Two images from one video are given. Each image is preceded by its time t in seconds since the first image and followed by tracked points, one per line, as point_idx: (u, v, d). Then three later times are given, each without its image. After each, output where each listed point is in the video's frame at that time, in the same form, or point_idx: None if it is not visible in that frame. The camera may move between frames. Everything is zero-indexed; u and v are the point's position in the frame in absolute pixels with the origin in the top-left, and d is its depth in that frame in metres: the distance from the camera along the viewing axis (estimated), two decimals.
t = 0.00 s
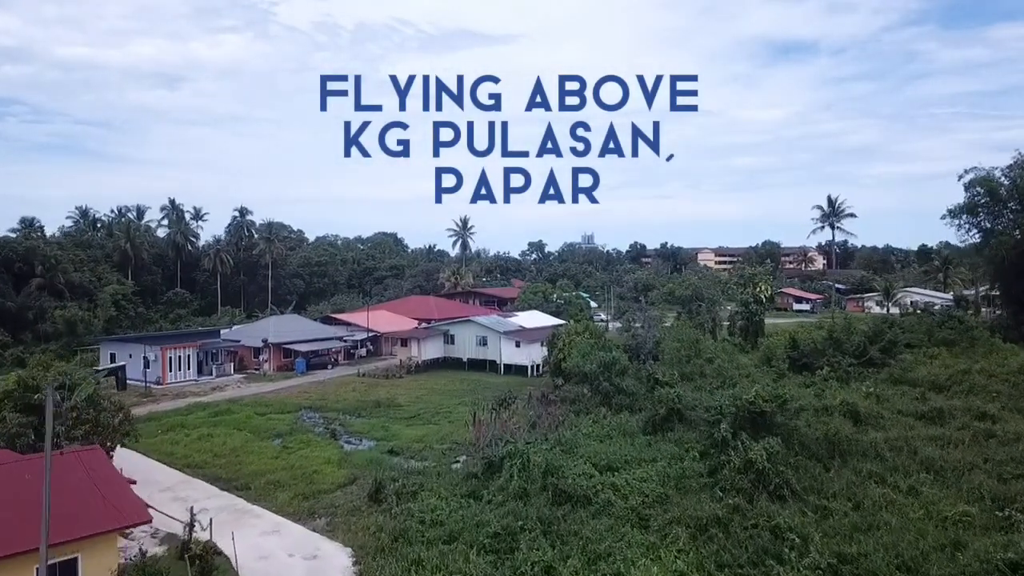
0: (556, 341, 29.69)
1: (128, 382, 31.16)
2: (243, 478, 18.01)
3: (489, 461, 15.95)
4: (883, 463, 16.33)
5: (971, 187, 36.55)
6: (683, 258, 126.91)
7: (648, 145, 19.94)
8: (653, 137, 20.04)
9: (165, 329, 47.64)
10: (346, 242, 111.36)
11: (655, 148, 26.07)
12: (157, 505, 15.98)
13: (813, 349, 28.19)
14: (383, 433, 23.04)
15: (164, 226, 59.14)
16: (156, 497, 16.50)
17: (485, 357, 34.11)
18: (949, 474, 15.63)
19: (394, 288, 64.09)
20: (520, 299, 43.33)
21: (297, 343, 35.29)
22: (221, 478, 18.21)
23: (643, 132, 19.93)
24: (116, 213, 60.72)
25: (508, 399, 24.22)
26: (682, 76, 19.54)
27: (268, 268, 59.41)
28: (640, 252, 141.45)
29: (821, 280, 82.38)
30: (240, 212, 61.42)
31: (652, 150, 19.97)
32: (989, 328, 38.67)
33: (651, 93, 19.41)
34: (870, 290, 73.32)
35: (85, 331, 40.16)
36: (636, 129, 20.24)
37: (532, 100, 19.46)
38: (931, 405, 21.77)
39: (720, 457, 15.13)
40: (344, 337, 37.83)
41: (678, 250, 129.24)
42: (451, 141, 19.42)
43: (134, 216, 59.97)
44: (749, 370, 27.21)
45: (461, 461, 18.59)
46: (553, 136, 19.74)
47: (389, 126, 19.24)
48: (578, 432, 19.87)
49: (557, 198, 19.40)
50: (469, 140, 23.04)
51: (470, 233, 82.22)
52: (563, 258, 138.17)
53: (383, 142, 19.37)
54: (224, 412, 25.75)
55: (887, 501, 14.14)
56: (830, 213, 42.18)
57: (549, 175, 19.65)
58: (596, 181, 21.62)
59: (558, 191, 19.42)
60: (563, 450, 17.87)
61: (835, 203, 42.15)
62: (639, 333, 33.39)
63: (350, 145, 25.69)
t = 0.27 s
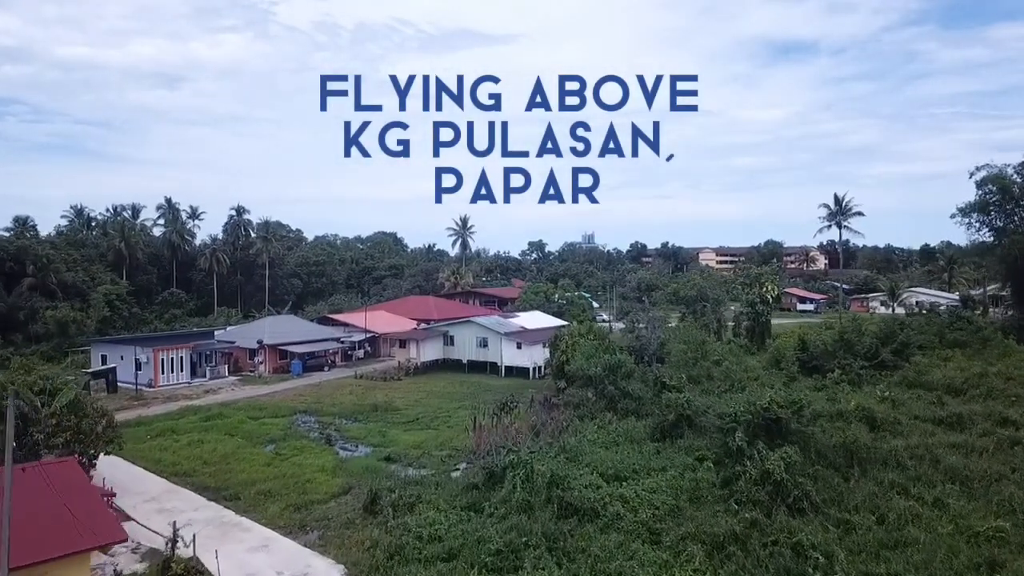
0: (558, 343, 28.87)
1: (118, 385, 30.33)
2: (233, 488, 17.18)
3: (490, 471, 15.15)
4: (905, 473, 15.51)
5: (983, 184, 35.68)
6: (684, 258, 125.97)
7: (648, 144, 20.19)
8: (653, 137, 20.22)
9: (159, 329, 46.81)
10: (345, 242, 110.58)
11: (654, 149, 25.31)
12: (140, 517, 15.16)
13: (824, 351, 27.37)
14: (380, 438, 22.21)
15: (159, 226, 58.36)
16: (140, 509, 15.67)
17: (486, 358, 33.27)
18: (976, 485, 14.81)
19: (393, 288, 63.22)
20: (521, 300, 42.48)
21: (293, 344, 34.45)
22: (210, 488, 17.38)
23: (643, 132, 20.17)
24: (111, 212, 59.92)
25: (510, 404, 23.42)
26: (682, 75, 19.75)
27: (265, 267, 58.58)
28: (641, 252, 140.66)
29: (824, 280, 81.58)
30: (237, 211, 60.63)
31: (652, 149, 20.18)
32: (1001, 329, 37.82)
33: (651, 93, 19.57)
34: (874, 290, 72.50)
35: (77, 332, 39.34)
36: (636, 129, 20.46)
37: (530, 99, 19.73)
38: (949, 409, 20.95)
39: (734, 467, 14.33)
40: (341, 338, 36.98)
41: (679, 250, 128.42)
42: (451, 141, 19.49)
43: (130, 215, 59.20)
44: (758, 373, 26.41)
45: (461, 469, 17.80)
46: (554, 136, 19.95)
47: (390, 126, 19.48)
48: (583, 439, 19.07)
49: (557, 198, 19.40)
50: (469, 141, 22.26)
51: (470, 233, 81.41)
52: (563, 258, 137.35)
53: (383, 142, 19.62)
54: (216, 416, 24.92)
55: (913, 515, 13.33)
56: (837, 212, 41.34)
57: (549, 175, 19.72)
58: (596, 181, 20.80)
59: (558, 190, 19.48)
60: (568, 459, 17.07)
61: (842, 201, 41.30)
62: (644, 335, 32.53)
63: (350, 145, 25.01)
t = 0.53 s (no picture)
0: (561, 345, 28.05)
1: (108, 388, 29.51)
2: (221, 498, 16.35)
3: (492, 482, 14.34)
4: (930, 483, 14.69)
5: (996, 182, 34.81)
6: (685, 258, 125.10)
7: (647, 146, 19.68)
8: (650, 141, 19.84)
9: (153, 330, 45.98)
10: (344, 241, 109.80)
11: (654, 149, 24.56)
12: (121, 530, 14.34)
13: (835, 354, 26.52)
14: (377, 444, 21.38)
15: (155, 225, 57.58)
16: (122, 521, 14.85)
17: (486, 360, 32.43)
18: (1006, 497, 13.99)
19: (392, 288, 62.35)
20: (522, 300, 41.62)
21: (289, 345, 33.63)
22: (197, 498, 16.55)
23: (642, 133, 19.54)
24: (106, 211, 59.12)
25: (511, 408, 22.61)
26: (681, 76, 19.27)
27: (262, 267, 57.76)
28: (641, 252, 139.91)
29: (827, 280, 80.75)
30: (234, 209, 59.82)
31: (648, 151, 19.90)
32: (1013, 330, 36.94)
33: (651, 93, 18.90)
34: (878, 290, 71.66)
35: (69, 333, 38.53)
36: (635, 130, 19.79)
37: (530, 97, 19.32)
38: (969, 414, 20.12)
39: (751, 479, 13.51)
40: (338, 339, 36.14)
41: (680, 250, 127.63)
42: (451, 141, 18.66)
43: (125, 214, 58.41)
44: (767, 376, 25.59)
45: (461, 479, 16.98)
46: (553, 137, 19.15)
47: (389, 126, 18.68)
48: (588, 446, 18.26)
49: (557, 198, 18.55)
50: (469, 140, 21.43)
51: (470, 233, 80.60)
52: (563, 258, 136.56)
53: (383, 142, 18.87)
54: (207, 421, 24.07)
55: (943, 530, 12.50)
56: (844, 210, 40.53)
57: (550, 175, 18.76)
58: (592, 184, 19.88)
59: (559, 191, 18.35)
60: (574, 468, 16.25)
61: (850, 200, 40.46)
62: (648, 336, 31.70)
63: (349, 145, 24.02)
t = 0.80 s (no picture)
0: (563, 348, 27.19)
1: (98, 391, 28.68)
2: (209, 510, 15.50)
3: (494, 495, 13.49)
4: (959, 496, 13.82)
5: (1010, 179, 33.91)
6: (686, 258, 124.20)
7: (648, 146, 19.22)
8: (652, 140, 19.39)
9: (147, 331, 45.11)
10: (343, 241, 108.88)
11: (655, 148, 23.75)
12: (100, 547, 13.47)
13: (847, 357, 25.64)
14: (373, 451, 20.52)
15: (151, 224, 56.74)
16: (102, 536, 14.00)
17: (487, 363, 31.60)
18: None
19: (390, 288, 61.48)
20: (524, 300, 40.77)
21: (284, 347, 32.78)
22: (182, 511, 15.66)
23: (643, 132, 19.16)
24: (101, 210, 58.26)
25: (514, 413, 21.77)
26: (681, 76, 18.81)
27: (259, 267, 56.91)
28: (642, 252, 139.07)
29: (831, 280, 79.93)
30: (230, 208, 58.92)
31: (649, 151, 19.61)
32: None
33: (650, 93, 18.64)
34: (883, 290, 70.86)
35: (59, 334, 37.67)
36: (636, 128, 19.27)
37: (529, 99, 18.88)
38: (992, 420, 19.23)
39: (771, 492, 12.65)
40: (335, 341, 35.31)
41: (681, 250, 126.72)
42: (451, 141, 18.41)
43: (120, 213, 57.57)
44: (777, 379, 24.76)
45: (462, 490, 16.15)
46: (552, 136, 18.68)
47: (390, 127, 18.39)
48: (594, 455, 17.42)
49: (557, 198, 18.25)
50: (470, 139, 20.65)
51: (470, 232, 79.80)
52: (564, 258, 135.62)
53: (384, 143, 18.57)
54: (197, 426, 23.18)
55: (979, 548, 11.63)
56: (853, 209, 39.65)
57: (549, 174, 18.45)
58: (593, 185, 19.51)
59: (558, 190, 18.06)
60: (580, 479, 15.39)
61: (858, 198, 39.61)
62: (653, 339, 30.82)
63: (350, 145, 23.17)
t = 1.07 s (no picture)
0: (566, 350, 26.32)
1: (86, 395, 27.77)
2: (193, 525, 14.60)
3: (496, 512, 12.61)
4: (992, 511, 12.94)
5: None
6: (688, 259, 123.25)
7: (644, 145, 20.55)
8: (650, 138, 20.69)
9: (141, 333, 44.21)
10: (341, 241, 107.89)
11: (655, 147, 22.93)
12: (73, 566, 12.58)
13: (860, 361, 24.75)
14: (369, 459, 19.63)
15: (146, 224, 55.89)
16: (78, 554, 13.10)
17: (487, 366, 30.73)
18: None
19: (389, 288, 60.64)
20: (525, 301, 39.90)
21: (279, 350, 31.89)
22: (164, 525, 14.76)
23: (638, 133, 20.46)
24: (95, 209, 57.33)
25: (516, 421, 20.89)
26: (672, 80, 20.42)
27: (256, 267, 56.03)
28: (643, 252, 138.15)
29: (836, 280, 79.10)
30: (226, 208, 58.00)
31: (647, 150, 20.78)
32: None
33: (644, 96, 20.07)
34: (888, 291, 70.05)
35: (49, 336, 36.75)
36: (633, 130, 20.52)
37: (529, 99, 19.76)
38: (1017, 427, 18.31)
39: (793, 509, 11.77)
40: (332, 344, 34.46)
41: (682, 250, 125.81)
42: (451, 142, 20.04)
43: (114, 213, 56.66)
44: (789, 384, 23.87)
45: (462, 503, 15.28)
46: (552, 137, 20.21)
47: (391, 127, 19.95)
48: (601, 466, 16.54)
49: (556, 198, 19.62)
50: (470, 139, 19.88)
51: (470, 232, 78.96)
52: (564, 258, 134.62)
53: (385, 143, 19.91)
54: (186, 433, 22.27)
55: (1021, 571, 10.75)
56: (861, 208, 38.75)
57: (548, 175, 19.75)
58: (596, 181, 20.00)
59: (557, 190, 19.43)
60: (587, 492, 14.51)
61: (867, 197, 38.72)
62: (659, 341, 29.93)
63: (350, 145, 22.31)
